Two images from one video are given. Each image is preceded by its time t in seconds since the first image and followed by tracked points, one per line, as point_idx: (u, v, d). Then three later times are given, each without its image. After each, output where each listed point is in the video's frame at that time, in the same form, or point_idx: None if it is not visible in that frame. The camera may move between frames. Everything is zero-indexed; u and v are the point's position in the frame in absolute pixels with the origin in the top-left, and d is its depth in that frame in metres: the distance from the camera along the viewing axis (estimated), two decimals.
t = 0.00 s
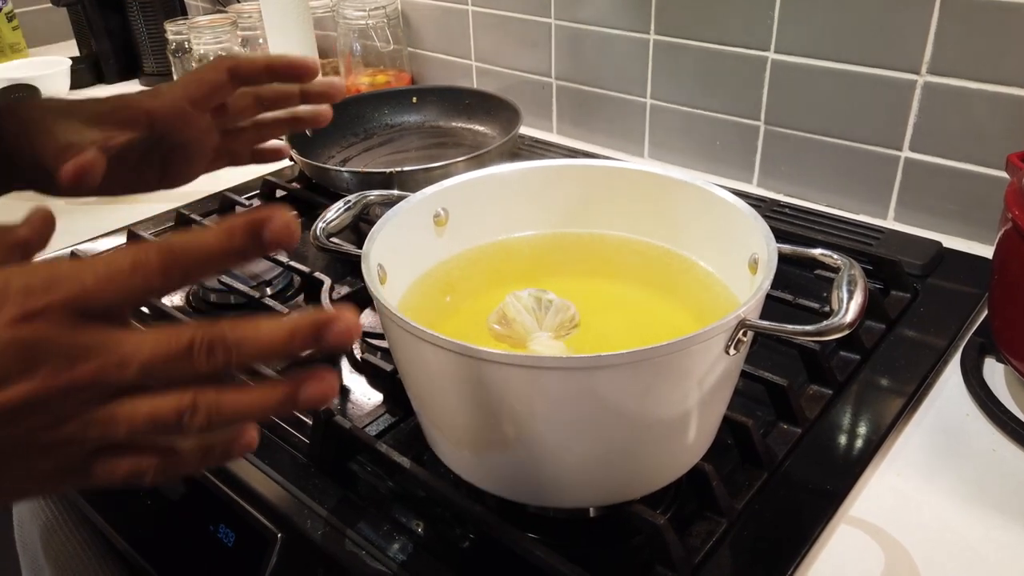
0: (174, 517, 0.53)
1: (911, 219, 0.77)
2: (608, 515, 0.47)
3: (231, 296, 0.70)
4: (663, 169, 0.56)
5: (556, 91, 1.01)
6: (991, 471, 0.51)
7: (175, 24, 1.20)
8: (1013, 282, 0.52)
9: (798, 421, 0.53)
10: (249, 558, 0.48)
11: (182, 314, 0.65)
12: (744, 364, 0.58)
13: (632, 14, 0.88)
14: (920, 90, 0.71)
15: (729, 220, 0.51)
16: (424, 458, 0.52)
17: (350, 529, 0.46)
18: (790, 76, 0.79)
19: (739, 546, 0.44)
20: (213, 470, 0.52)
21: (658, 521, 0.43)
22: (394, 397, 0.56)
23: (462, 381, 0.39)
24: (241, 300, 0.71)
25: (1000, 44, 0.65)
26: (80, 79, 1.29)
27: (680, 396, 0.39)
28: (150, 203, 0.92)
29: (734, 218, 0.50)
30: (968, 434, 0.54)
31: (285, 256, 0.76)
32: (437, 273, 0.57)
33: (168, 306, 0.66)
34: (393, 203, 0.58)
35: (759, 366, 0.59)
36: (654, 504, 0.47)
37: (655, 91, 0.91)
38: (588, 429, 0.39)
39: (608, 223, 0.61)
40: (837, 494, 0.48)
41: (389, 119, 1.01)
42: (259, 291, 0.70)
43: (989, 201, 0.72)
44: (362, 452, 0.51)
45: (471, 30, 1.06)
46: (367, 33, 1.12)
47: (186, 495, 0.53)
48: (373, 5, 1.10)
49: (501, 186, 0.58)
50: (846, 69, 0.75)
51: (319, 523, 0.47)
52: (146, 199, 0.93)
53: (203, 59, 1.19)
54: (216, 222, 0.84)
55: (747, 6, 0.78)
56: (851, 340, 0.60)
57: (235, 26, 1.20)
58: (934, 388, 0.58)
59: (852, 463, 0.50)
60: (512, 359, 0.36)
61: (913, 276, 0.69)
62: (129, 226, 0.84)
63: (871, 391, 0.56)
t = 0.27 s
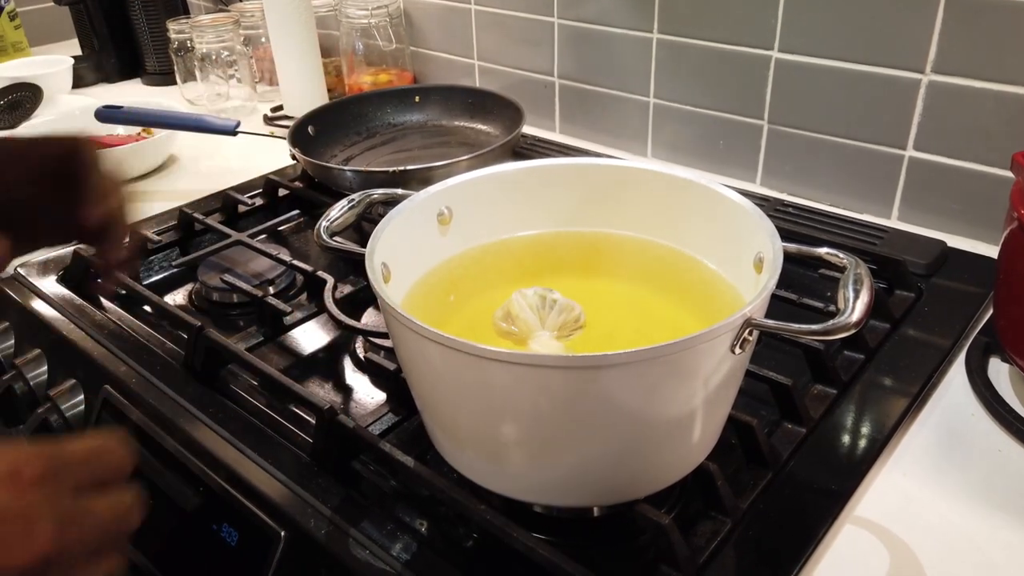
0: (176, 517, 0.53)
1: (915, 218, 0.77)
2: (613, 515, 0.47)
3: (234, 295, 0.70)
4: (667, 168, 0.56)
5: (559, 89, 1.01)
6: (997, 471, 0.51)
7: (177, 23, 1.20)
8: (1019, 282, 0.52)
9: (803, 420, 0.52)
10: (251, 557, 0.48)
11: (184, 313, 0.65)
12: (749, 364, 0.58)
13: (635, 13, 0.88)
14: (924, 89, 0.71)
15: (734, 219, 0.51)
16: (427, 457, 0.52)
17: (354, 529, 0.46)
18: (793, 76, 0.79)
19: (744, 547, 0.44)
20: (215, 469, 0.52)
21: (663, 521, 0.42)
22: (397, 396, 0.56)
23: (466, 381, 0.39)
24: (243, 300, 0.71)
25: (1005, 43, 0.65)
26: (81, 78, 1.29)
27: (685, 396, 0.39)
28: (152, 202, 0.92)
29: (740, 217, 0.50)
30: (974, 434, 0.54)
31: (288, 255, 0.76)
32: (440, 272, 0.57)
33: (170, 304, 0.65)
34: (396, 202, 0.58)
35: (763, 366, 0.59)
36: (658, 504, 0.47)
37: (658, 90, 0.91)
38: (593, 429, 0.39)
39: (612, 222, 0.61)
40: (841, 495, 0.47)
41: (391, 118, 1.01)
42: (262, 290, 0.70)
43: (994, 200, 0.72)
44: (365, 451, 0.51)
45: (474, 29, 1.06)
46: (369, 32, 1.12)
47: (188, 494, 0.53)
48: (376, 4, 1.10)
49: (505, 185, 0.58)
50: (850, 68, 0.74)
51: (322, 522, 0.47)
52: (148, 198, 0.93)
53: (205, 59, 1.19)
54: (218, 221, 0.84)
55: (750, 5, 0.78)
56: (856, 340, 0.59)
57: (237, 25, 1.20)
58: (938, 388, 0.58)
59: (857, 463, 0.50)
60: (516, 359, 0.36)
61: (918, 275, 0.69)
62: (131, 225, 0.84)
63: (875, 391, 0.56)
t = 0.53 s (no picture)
0: (176, 517, 0.53)
1: (921, 217, 0.77)
2: (617, 515, 0.47)
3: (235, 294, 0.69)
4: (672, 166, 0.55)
5: (562, 88, 1.01)
6: (1005, 471, 0.50)
7: (178, 21, 1.19)
8: None
9: (808, 420, 0.52)
10: (252, 558, 0.48)
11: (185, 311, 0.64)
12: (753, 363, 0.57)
13: (638, 11, 0.87)
14: (929, 87, 0.70)
15: (740, 217, 0.50)
16: (429, 457, 0.51)
17: (356, 529, 0.46)
18: (798, 74, 0.78)
19: (750, 548, 0.44)
20: (216, 468, 0.52)
21: (668, 521, 0.42)
22: (399, 395, 0.56)
23: (469, 380, 0.38)
24: (244, 298, 0.70)
25: (1011, 41, 0.64)
26: (83, 76, 1.29)
27: (690, 395, 0.39)
28: (153, 200, 0.92)
29: (747, 215, 0.49)
30: (981, 434, 0.53)
31: (289, 254, 0.75)
32: (443, 270, 0.57)
33: (171, 303, 0.65)
34: (399, 200, 0.58)
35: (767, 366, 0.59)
36: (663, 504, 0.47)
37: (661, 88, 0.90)
38: (597, 429, 0.38)
39: (616, 220, 0.60)
40: (848, 495, 0.47)
41: (393, 116, 1.01)
42: (263, 288, 0.70)
43: (1000, 199, 0.71)
44: (367, 451, 0.51)
45: (476, 27, 1.06)
46: (371, 30, 1.12)
47: (188, 493, 0.52)
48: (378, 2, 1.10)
49: (508, 183, 0.57)
50: (855, 65, 0.74)
51: (323, 522, 0.46)
52: (149, 196, 0.93)
53: (207, 57, 1.19)
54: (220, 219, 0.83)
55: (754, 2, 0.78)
56: (861, 339, 0.59)
57: (239, 22, 1.20)
58: (945, 388, 0.57)
59: (864, 463, 0.49)
60: (520, 358, 0.35)
61: (923, 274, 0.68)
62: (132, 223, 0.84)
63: (881, 391, 0.55)
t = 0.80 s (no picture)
0: (171, 520, 0.52)
1: (927, 216, 0.76)
2: (619, 520, 0.46)
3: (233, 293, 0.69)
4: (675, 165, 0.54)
5: (563, 85, 1.00)
6: (1014, 475, 0.49)
7: (176, 18, 1.18)
8: None
9: (814, 423, 0.51)
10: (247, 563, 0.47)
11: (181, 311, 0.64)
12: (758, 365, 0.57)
13: (640, 7, 0.86)
14: (936, 85, 0.69)
15: (745, 217, 0.49)
16: (428, 460, 0.50)
17: (353, 534, 0.45)
18: (802, 71, 0.77)
19: (755, 554, 0.43)
20: (211, 471, 0.51)
21: (672, 527, 0.41)
22: (397, 397, 0.55)
23: (469, 383, 0.38)
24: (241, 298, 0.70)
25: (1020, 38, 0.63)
26: (80, 73, 1.28)
27: (695, 399, 0.38)
28: (151, 198, 0.91)
29: (752, 215, 0.49)
30: (989, 437, 0.52)
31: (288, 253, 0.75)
32: (442, 270, 0.56)
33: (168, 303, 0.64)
34: (398, 198, 0.57)
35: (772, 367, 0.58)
36: (665, 509, 0.46)
37: (664, 85, 0.89)
38: (600, 433, 0.37)
39: (619, 219, 0.59)
40: (855, 500, 0.46)
41: (393, 114, 1.00)
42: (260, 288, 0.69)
43: (1007, 198, 0.70)
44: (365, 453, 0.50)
45: (477, 24, 1.05)
46: (371, 27, 1.11)
47: (183, 496, 0.51)
48: None
49: (509, 182, 0.56)
50: (861, 63, 0.73)
51: (320, 527, 0.45)
52: (147, 194, 0.92)
53: (205, 54, 1.18)
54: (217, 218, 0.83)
55: None
56: (867, 341, 0.58)
57: (237, 19, 1.19)
58: (952, 390, 0.56)
59: (871, 467, 0.48)
60: (521, 361, 0.35)
61: (930, 274, 0.68)
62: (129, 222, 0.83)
63: (888, 393, 0.54)
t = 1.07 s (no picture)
0: (162, 518, 0.51)
1: (935, 208, 0.74)
2: (618, 522, 0.45)
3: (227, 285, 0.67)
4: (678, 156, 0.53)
5: (564, 72, 0.98)
6: None
7: (172, 3, 1.16)
8: None
9: (818, 421, 0.50)
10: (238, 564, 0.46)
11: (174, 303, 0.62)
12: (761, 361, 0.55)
13: None
14: (947, 73, 0.68)
15: (749, 211, 0.48)
16: (424, 459, 0.49)
17: (346, 535, 0.44)
18: (809, 58, 0.75)
19: (758, 558, 0.42)
20: (203, 469, 0.50)
21: (672, 531, 0.40)
22: (393, 393, 0.54)
23: (463, 384, 0.36)
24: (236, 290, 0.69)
25: None
26: (76, 59, 1.26)
27: (697, 401, 0.37)
28: (146, 187, 0.89)
29: (757, 209, 0.47)
30: (998, 436, 0.51)
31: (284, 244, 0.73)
32: (439, 264, 0.55)
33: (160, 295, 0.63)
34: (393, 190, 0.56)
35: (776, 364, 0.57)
36: (666, 511, 0.45)
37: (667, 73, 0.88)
38: (599, 436, 0.36)
39: (620, 212, 0.58)
40: (860, 501, 0.45)
41: (391, 101, 0.98)
42: (255, 280, 0.68)
43: (1018, 189, 0.69)
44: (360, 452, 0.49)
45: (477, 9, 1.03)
46: (368, 12, 1.09)
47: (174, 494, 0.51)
48: None
49: (507, 174, 0.55)
50: (869, 50, 0.71)
51: (313, 528, 0.45)
52: (141, 183, 0.91)
53: (201, 39, 1.16)
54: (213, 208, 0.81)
55: None
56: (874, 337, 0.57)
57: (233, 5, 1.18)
58: (960, 387, 0.55)
59: (877, 467, 0.47)
60: (517, 363, 0.33)
61: (938, 268, 0.66)
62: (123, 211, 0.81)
63: (894, 391, 0.53)
